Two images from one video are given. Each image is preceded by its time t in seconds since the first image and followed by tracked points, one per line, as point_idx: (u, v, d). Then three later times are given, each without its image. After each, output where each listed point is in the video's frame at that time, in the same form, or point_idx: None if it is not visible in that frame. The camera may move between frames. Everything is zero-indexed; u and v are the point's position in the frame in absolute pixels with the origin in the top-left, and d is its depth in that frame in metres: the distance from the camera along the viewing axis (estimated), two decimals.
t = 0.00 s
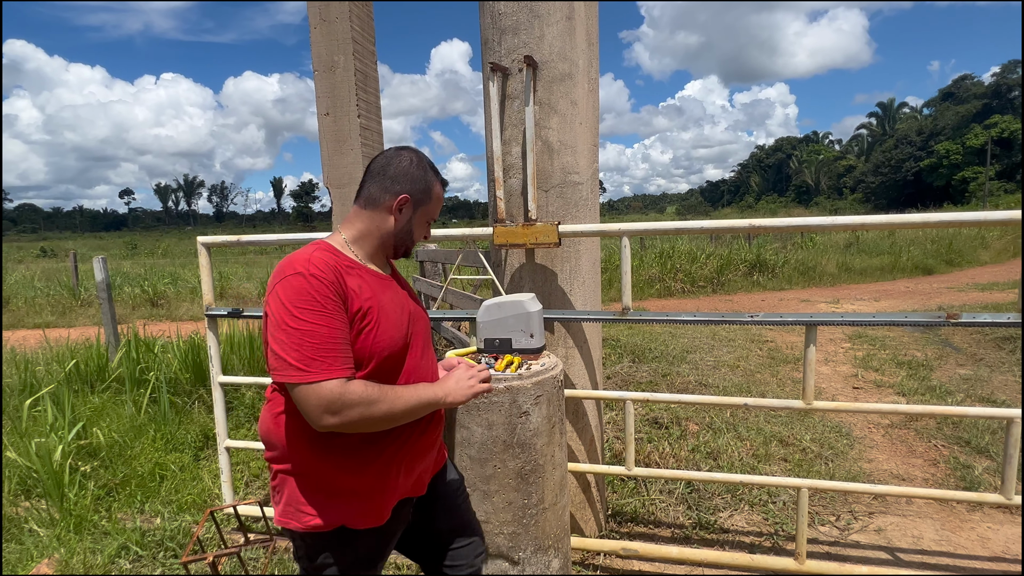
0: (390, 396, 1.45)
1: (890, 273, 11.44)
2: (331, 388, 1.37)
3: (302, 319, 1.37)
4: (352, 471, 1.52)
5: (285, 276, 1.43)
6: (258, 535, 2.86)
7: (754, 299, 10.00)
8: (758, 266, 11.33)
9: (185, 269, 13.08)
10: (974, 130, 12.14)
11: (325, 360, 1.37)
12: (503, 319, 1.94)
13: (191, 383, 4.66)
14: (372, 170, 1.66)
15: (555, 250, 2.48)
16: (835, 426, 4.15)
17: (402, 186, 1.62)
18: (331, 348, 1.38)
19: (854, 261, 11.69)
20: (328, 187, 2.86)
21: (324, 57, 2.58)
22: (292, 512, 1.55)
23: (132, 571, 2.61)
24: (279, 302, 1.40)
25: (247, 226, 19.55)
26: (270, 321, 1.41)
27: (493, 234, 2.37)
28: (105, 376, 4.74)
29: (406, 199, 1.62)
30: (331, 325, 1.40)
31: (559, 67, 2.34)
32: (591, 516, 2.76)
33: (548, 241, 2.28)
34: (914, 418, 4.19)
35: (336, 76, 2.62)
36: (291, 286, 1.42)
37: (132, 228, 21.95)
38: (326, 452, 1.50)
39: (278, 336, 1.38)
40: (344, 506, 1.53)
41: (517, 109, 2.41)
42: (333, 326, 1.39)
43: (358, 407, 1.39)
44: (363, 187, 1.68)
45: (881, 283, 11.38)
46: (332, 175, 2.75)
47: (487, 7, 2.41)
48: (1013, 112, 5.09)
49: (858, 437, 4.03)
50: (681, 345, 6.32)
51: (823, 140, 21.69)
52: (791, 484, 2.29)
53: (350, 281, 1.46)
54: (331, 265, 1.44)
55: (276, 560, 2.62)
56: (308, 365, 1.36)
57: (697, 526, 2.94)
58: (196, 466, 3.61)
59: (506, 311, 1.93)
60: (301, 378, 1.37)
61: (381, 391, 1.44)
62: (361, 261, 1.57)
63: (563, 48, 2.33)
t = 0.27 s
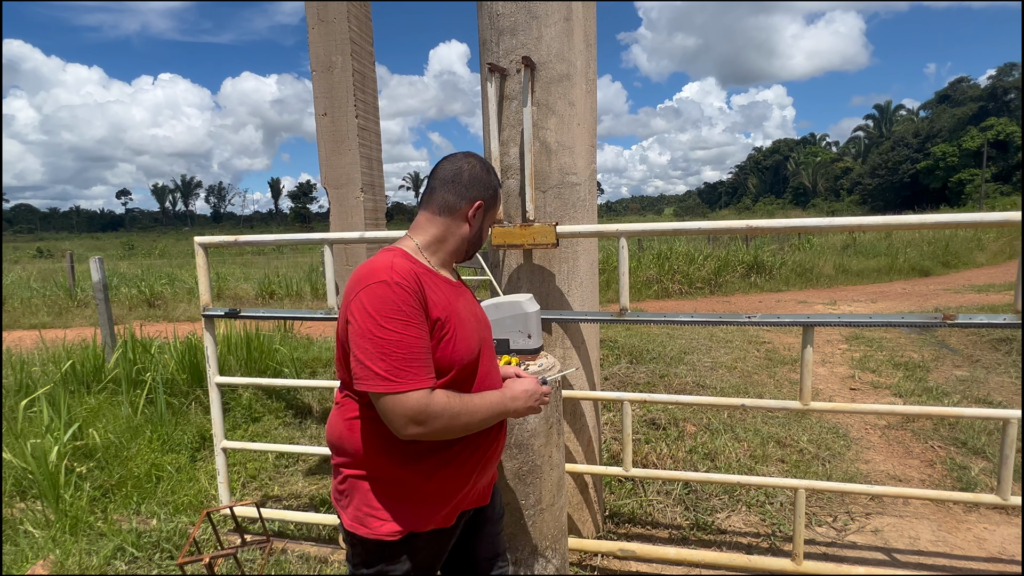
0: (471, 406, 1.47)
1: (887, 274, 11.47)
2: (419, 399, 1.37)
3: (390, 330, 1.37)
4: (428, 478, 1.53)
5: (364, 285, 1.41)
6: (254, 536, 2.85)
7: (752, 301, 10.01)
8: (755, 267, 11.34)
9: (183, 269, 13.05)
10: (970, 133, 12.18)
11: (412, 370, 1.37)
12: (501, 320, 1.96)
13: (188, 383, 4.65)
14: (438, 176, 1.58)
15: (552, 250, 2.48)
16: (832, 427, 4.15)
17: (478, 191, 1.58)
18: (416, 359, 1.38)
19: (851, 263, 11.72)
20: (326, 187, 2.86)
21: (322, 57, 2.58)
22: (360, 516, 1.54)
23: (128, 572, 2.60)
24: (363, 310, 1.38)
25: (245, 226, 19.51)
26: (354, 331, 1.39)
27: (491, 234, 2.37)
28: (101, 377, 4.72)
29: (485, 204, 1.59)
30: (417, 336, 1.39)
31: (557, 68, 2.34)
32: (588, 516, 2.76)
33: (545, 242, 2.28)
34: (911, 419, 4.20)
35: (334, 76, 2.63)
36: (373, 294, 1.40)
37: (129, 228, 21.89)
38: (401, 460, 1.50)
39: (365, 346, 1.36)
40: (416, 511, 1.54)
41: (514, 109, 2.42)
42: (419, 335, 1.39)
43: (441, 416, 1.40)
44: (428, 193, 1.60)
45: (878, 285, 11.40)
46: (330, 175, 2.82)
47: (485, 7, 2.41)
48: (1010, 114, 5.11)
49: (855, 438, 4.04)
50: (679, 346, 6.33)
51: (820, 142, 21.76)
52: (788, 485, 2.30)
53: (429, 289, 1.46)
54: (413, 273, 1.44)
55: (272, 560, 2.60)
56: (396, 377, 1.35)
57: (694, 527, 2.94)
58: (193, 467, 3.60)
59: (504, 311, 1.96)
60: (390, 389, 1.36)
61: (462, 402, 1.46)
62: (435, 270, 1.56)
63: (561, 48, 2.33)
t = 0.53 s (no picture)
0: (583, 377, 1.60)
1: (883, 277, 11.52)
2: (551, 376, 1.47)
3: (515, 309, 1.45)
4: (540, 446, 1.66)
5: (480, 276, 1.47)
6: (251, 539, 2.84)
7: (748, 303, 10.04)
8: (752, 270, 11.37)
9: (179, 270, 13.02)
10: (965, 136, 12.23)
11: (540, 349, 1.46)
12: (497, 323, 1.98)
13: (183, 385, 4.63)
14: (512, 167, 1.65)
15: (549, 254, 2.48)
16: (828, 430, 4.17)
17: (549, 179, 1.68)
18: (541, 338, 1.47)
19: (847, 265, 11.76)
20: (323, 190, 2.78)
21: (320, 60, 2.64)
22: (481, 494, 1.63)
23: None
24: (485, 294, 1.45)
25: (241, 227, 19.48)
26: (477, 315, 1.45)
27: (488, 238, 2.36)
28: (96, 379, 4.70)
29: (556, 191, 1.69)
30: (536, 313, 1.49)
31: (554, 71, 2.35)
32: (585, 519, 2.76)
33: (542, 245, 2.28)
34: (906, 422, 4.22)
35: (331, 78, 2.66)
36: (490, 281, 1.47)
37: (125, 229, 21.83)
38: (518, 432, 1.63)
39: (495, 328, 1.43)
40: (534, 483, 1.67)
41: (512, 112, 2.42)
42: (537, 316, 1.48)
43: (568, 390, 1.52)
44: (502, 183, 1.66)
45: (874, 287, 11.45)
46: (327, 177, 2.75)
47: (483, 10, 2.42)
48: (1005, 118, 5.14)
49: (851, 440, 4.05)
50: (675, 348, 6.34)
51: (817, 145, 21.83)
52: (784, 487, 2.30)
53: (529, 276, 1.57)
54: (516, 261, 1.53)
55: (268, 563, 2.59)
56: (529, 354, 1.43)
57: (691, 530, 2.95)
58: (189, 469, 3.59)
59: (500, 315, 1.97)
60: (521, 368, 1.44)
61: (577, 371, 1.59)
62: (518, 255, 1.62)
63: (559, 51, 2.33)
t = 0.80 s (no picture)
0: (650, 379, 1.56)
1: (878, 279, 11.57)
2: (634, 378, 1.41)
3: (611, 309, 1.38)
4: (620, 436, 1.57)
5: (579, 271, 1.40)
6: (248, 541, 2.83)
7: (745, 305, 10.08)
8: (748, 272, 11.42)
9: (175, 270, 12.99)
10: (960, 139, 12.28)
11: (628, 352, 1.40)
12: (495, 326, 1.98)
13: (180, 386, 4.62)
14: (573, 165, 1.64)
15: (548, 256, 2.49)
16: (824, 431, 4.19)
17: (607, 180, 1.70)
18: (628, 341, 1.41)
19: (843, 267, 11.82)
20: (321, 191, 2.78)
21: (319, 61, 2.65)
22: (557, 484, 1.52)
23: None
24: (578, 290, 1.38)
25: (238, 227, 19.45)
26: (570, 310, 1.39)
27: (487, 240, 2.36)
28: (92, 380, 4.68)
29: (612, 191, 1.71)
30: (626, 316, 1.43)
31: (553, 74, 2.35)
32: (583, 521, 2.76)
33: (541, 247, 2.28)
34: (902, 424, 4.24)
35: (331, 80, 2.66)
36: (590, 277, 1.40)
37: (121, 229, 21.74)
38: (597, 424, 1.51)
39: (586, 328, 1.36)
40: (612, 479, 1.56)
41: (512, 115, 2.43)
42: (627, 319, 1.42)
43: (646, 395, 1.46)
44: (565, 182, 1.64)
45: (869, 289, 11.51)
46: (326, 179, 2.75)
47: (482, 13, 2.43)
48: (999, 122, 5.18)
49: (846, 442, 4.08)
50: (673, 350, 6.36)
51: (813, 147, 21.92)
52: (781, 489, 2.31)
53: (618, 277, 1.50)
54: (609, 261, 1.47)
55: (265, 564, 2.58)
56: (618, 356, 1.37)
57: (688, 531, 2.96)
58: (185, 471, 3.58)
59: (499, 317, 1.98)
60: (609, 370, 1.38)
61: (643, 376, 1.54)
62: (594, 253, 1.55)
63: (558, 55, 2.34)
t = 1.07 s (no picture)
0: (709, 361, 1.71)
1: (875, 281, 11.61)
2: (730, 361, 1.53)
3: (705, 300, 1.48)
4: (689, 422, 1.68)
5: (671, 269, 1.47)
6: (245, 541, 2.83)
7: (742, 306, 10.10)
8: (745, 273, 11.46)
9: (171, 270, 12.96)
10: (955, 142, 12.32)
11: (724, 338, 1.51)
12: (494, 326, 1.99)
13: (177, 386, 4.61)
14: (616, 163, 1.67)
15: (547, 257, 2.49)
16: (821, 432, 4.20)
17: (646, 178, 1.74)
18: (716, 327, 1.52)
19: (839, 269, 11.86)
20: (320, 191, 2.78)
21: (318, 62, 2.65)
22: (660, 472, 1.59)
23: None
24: (679, 286, 1.46)
25: (235, 227, 19.42)
26: (673, 306, 1.45)
27: (485, 241, 2.35)
28: (88, 380, 4.67)
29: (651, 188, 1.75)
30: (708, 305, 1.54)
31: (552, 76, 2.36)
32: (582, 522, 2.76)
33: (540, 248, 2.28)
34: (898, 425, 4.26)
35: (329, 80, 2.66)
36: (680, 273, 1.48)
37: (117, 228, 21.68)
38: (684, 406, 1.62)
39: (695, 319, 1.44)
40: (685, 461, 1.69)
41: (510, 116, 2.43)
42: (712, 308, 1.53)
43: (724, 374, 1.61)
44: (609, 181, 1.67)
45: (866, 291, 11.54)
46: (325, 179, 2.75)
47: (482, 15, 2.43)
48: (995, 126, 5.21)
49: (843, 443, 4.09)
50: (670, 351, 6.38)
51: (810, 149, 21.98)
52: (778, 489, 2.31)
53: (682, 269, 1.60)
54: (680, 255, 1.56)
55: (263, 565, 2.57)
56: (723, 342, 1.47)
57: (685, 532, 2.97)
58: (182, 471, 3.58)
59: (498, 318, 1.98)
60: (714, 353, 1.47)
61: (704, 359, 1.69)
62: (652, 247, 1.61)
63: (557, 56, 2.35)
